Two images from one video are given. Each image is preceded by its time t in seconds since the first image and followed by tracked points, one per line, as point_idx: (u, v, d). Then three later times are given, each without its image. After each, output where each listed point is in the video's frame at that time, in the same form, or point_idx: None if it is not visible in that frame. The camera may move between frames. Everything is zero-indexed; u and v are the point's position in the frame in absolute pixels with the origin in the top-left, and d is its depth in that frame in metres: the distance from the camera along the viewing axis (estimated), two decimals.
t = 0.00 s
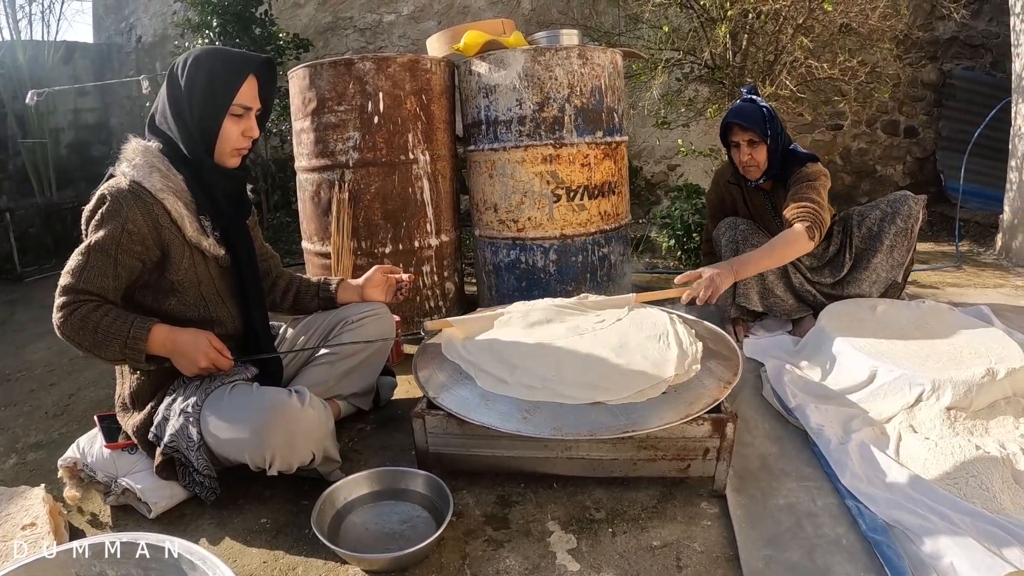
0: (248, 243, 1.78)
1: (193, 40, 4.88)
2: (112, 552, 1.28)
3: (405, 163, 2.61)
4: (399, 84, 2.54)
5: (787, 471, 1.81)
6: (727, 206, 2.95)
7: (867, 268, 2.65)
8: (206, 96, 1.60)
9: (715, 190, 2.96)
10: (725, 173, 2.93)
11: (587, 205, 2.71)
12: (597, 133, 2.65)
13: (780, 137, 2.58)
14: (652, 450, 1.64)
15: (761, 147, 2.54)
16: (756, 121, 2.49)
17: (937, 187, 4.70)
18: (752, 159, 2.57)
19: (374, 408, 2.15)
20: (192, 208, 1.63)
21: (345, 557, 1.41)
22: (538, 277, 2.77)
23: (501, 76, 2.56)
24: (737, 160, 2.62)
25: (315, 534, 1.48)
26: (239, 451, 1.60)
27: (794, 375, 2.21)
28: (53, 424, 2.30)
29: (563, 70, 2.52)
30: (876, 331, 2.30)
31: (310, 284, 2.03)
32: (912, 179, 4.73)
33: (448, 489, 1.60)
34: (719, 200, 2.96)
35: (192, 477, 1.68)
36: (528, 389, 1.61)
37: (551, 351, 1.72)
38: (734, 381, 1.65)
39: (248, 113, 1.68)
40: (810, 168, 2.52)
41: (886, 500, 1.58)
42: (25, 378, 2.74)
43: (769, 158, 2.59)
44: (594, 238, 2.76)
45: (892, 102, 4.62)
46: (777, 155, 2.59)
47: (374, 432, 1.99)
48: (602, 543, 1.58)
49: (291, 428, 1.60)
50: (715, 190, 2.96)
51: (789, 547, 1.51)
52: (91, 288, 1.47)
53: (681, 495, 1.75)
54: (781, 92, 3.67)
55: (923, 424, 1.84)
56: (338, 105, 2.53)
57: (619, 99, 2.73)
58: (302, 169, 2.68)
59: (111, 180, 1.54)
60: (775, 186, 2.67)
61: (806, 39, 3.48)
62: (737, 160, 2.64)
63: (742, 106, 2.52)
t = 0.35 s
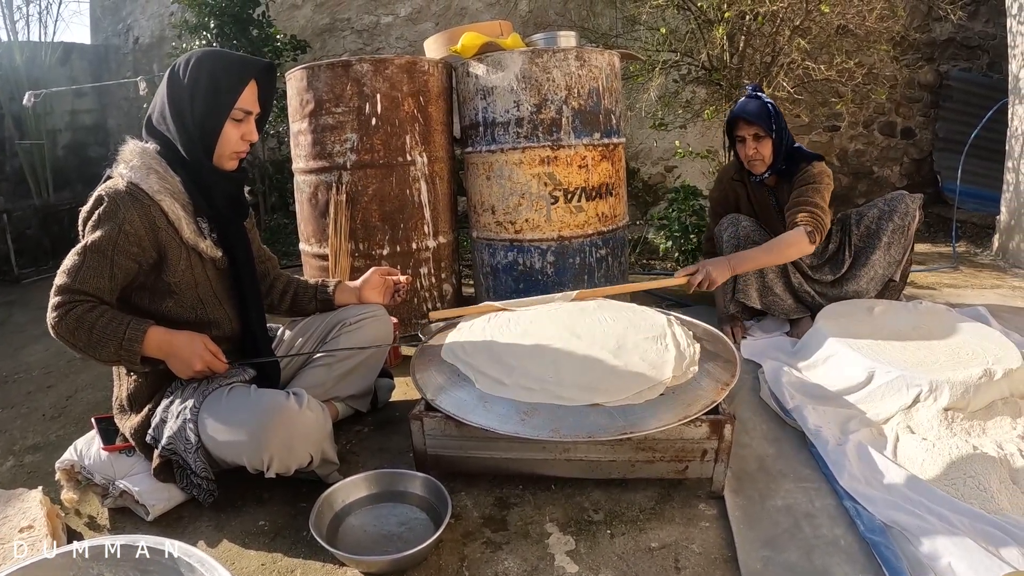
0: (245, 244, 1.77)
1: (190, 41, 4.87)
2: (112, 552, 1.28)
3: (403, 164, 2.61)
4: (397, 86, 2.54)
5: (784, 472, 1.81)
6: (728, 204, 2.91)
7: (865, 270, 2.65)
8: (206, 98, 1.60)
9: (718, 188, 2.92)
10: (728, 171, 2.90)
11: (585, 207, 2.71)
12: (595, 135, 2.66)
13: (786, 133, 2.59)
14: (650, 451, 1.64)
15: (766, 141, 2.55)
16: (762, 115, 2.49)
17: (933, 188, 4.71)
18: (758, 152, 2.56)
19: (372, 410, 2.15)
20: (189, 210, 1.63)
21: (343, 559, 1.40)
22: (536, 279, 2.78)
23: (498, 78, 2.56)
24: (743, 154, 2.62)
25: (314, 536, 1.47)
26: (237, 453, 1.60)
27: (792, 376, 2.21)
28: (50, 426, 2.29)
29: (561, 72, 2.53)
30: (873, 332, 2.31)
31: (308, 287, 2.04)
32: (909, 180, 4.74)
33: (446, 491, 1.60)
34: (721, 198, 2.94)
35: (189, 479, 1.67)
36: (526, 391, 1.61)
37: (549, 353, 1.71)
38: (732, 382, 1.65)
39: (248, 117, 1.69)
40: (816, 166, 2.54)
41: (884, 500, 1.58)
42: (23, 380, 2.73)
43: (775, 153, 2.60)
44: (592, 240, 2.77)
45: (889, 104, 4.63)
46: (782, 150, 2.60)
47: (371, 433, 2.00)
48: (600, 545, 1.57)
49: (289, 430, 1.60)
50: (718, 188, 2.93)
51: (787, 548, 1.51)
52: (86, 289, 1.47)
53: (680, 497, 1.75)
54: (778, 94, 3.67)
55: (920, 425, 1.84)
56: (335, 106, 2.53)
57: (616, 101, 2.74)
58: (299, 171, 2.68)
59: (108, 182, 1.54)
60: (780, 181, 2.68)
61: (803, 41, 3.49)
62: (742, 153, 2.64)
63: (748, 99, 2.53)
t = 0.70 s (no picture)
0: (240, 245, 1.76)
1: (187, 42, 4.86)
2: (111, 553, 1.27)
3: (400, 165, 2.61)
4: (395, 86, 2.54)
5: (782, 473, 1.81)
6: (740, 197, 2.77)
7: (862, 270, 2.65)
8: (202, 98, 1.59)
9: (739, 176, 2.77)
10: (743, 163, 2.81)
11: (582, 208, 2.71)
12: (592, 136, 2.66)
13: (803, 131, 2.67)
14: (648, 452, 1.64)
15: (790, 134, 2.58)
16: (788, 108, 2.53)
17: (930, 189, 4.72)
18: (782, 145, 2.59)
19: (369, 410, 2.14)
20: (185, 210, 1.62)
21: (340, 560, 1.40)
22: (534, 280, 2.77)
23: (496, 79, 2.57)
24: (766, 146, 2.63)
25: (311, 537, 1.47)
26: (233, 455, 1.59)
27: (789, 376, 2.21)
28: (46, 427, 2.29)
29: (559, 73, 2.53)
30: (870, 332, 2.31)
31: (305, 287, 2.03)
32: (907, 181, 4.75)
33: (444, 492, 1.60)
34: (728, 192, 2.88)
35: (186, 481, 1.66)
36: (523, 392, 1.61)
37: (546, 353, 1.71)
38: (730, 383, 1.65)
39: (245, 118, 1.68)
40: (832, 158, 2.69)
41: (882, 500, 1.58)
42: (19, 381, 2.72)
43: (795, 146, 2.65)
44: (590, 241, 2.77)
45: (886, 105, 4.64)
46: (801, 143, 2.66)
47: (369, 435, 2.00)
48: (598, 546, 1.57)
49: (286, 432, 1.59)
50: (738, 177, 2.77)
51: (786, 548, 1.51)
52: (82, 290, 1.46)
53: (678, 497, 1.75)
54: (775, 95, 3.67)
55: (918, 426, 1.84)
56: (333, 107, 2.53)
57: (614, 102, 2.74)
58: (296, 172, 2.68)
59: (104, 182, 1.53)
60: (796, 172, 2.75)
61: (800, 42, 3.49)
62: (764, 146, 2.65)
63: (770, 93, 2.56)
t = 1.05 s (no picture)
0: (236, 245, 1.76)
1: (185, 43, 4.86)
2: (111, 553, 1.27)
3: (398, 166, 2.61)
4: (393, 87, 2.54)
5: (780, 474, 1.81)
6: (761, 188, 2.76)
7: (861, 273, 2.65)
8: (197, 99, 1.59)
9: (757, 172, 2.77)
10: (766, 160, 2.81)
11: (580, 209, 2.71)
12: (590, 137, 2.66)
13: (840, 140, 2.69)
14: (647, 453, 1.63)
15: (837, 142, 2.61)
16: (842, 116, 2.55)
17: (928, 190, 4.73)
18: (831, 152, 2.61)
19: (367, 412, 2.14)
20: (180, 210, 1.62)
21: (338, 562, 1.39)
22: (531, 281, 2.77)
23: (494, 80, 2.57)
24: (810, 148, 2.60)
25: (308, 539, 1.47)
26: (231, 456, 1.59)
27: (787, 377, 2.21)
28: (44, 428, 2.28)
29: (556, 74, 2.53)
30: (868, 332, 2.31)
31: (303, 289, 2.03)
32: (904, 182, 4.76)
33: (442, 494, 1.59)
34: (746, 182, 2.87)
35: (183, 482, 1.66)
36: (521, 393, 1.61)
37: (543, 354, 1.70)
38: (728, 384, 1.65)
39: (240, 119, 1.68)
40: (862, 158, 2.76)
41: (880, 501, 1.58)
42: (17, 382, 2.72)
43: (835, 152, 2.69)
44: (588, 242, 2.77)
45: (883, 106, 4.65)
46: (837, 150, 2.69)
47: (367, 436, 1.99)
48: (596, 547, 1.57)
49: (283, 433, 1.59)
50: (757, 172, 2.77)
51: (784, 549, 1.51)
52: (78, 291, 1.46)
53: (677, 498, 1.75)
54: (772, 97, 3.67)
55: (916, 426, 1.84)
56: (331, 108, 2.53)
57: (611, 103, 2.74)
58: (294, 173, 2.67)
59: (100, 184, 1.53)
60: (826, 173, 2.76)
61: (798, 43, 3.49)
62: (808, 147, 2.61)
63: (825, 100, 2.56)
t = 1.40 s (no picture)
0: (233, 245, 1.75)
1: (183, 44, 4.86)
2: (111, 553, 1.26)
3: (396, 167, 2.61)
4: (391, 88, 2.54)
5: (778, 474, 1.81)
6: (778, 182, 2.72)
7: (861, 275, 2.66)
8: (192, 100, 1.59)
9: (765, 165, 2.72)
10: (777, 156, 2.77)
11: (578, 210, 2.72)
12: (588, 138, 2.66)
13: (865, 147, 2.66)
14: (645, 454, 1.63)
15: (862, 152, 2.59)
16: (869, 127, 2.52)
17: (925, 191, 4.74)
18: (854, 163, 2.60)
19: (365, 413, 2.14)
20: (178, 211, 1.62)
21: (337, 563, 1.39)
22: (530, 283, 2.77)
23: (492, 81, 2.57)
24: (835, 156, 2.57)
25: (307, 540, 1.47)
26: (230, 457, 1.59)
27: (785, 378, 2.21)
28: (41, 429, 2.28)
29: (555, 75, 2.53)
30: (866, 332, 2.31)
31: (301, 290, 2.03)
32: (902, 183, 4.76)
33: (441, 494, 1.59)
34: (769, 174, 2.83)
35: (182, 483, 1.66)
36: (519, 394, 1.61)
37: (542, 355, 1.70)
38: (726, 385, 1.65)
39: (236, 120, 1.68)
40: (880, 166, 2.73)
41: (878, 501, 1.58)
42: (14, 383, 2.71)
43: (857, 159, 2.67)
44: (586, 243, 2.77)
45: (881, 107, 4.65)
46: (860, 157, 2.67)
47: (365, 437, 2.00)
48: (595, 548, 1.57)
49: (281, 434, 1.59)
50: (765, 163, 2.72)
51: (783, 550, 1.51)
52: (87, 298, 1.46)
53: (675, 499, 1.75)
54: (770, 98, 3.68)
55: (914, 427, 1.85)
56: (329, 109, 2.53)
57: (610, 104, 2.75)
58: (292, 174, 2.67)
59: (100, 187, 1.52)
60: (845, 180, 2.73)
61: (796, 44, 3.48)
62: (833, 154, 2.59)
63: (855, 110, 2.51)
